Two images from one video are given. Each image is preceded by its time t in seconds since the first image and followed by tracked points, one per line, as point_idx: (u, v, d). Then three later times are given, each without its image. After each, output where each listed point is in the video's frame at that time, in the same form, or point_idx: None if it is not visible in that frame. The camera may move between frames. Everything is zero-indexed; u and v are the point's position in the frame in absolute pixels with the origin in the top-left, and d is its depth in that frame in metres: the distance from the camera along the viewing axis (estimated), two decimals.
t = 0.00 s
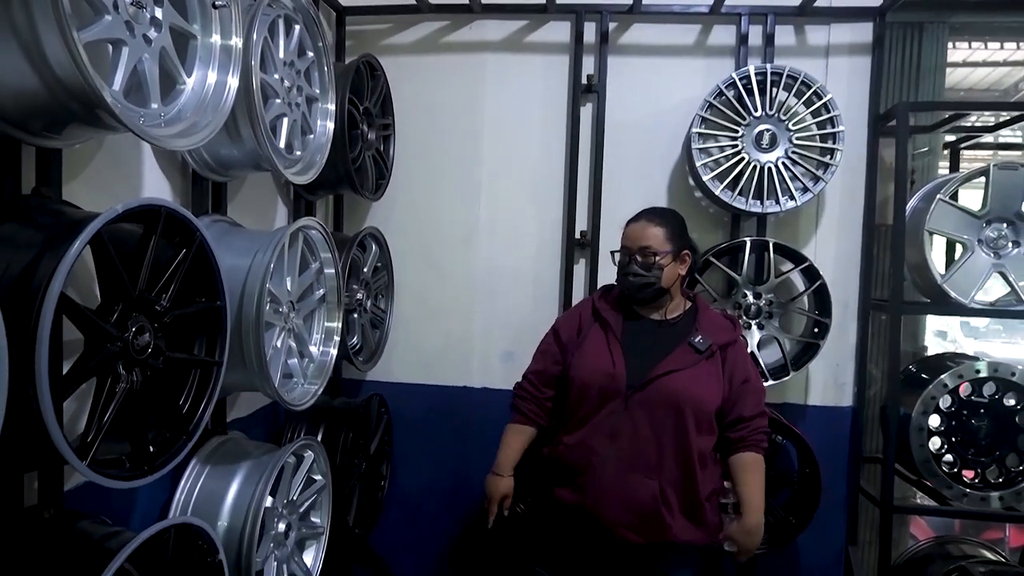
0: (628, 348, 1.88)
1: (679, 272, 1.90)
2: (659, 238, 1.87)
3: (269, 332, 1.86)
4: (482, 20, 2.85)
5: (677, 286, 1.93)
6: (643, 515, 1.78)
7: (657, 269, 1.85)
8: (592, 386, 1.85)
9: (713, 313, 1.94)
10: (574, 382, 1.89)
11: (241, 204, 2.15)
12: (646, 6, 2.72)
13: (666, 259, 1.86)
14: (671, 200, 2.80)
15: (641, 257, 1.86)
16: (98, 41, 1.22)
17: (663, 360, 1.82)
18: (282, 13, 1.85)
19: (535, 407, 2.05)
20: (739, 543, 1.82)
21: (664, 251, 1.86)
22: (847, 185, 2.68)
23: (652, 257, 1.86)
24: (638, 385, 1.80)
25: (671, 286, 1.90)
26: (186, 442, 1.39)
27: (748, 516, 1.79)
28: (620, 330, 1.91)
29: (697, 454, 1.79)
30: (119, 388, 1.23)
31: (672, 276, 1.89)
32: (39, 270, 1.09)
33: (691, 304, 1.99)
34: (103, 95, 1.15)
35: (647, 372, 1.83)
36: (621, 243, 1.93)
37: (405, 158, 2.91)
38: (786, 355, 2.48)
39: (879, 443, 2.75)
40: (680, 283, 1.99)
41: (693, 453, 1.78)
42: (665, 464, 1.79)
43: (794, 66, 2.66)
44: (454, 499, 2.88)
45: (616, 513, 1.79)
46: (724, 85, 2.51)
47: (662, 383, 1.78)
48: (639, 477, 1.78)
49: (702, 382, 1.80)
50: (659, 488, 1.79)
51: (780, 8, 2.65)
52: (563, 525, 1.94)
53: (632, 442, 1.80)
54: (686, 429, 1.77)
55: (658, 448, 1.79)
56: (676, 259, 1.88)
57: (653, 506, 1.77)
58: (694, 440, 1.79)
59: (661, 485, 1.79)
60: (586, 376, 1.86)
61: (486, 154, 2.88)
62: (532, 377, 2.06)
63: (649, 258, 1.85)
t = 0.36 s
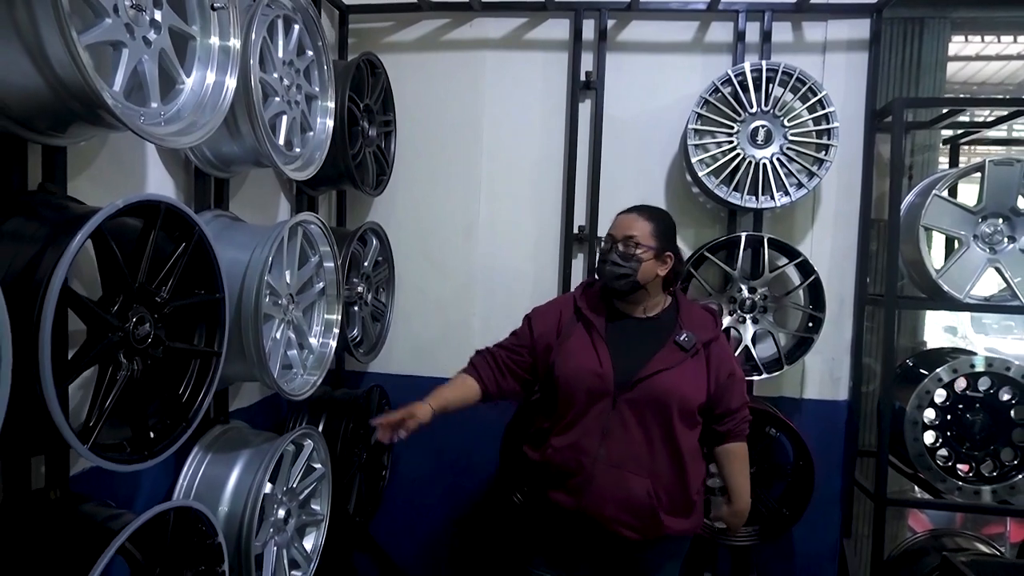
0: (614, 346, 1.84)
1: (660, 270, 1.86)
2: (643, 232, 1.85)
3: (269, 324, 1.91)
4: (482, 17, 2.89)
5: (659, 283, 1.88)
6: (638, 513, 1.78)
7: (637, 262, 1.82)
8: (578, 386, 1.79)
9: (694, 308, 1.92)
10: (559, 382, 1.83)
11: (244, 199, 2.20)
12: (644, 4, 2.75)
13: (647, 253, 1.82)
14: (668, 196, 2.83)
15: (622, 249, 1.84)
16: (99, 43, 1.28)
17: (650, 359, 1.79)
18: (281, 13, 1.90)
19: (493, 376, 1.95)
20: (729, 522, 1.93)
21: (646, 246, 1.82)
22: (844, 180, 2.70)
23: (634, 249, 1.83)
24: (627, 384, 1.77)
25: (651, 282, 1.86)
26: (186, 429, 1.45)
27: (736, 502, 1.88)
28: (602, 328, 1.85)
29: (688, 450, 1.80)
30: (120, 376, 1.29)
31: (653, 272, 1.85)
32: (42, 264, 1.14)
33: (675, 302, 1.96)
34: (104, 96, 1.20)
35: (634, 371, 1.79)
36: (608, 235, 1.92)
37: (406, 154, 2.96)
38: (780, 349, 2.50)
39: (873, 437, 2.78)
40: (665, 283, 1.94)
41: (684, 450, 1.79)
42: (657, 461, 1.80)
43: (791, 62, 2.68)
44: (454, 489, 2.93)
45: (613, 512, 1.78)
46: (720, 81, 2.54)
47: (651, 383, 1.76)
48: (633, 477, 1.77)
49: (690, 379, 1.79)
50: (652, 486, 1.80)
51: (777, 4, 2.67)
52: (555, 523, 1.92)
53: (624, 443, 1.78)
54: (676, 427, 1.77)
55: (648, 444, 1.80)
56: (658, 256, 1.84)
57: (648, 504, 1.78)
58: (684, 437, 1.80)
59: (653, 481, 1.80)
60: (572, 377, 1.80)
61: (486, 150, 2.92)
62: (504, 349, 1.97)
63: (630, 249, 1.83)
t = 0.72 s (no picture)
0: (578, 350, 1.87)
1: (623, 271, 1.89)
2: (605, 233, 1.88)
3: (281, 320, 1.97)
4: (489, 18, 2.94)
5: (622, 284, 1.93)
6: (609, 520, 1.83)
7: (597, 262, 1.85)
8: (545, 391, 1.82)
9: (659, 310, 1.98)
10: (525, 386, 1.86)
11: (257, 198, 2.27)
12: (648, 3, 2.78)
13: (607, 254, 1.85)
14: (673, 193, 2.87)
15: (584, 248, 1.87)
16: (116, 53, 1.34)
17: (617, 364, 1.83)
18: (290, 18, 1.96)
19: (445, 332, 1.95)
20: (699, 537, 1.96)
21: (607, 246, 1.86)
22: (848, 177, 2.72)
23: (595, 249, 1.86)
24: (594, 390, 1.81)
25: (613, 282, 1.89)
26: (201, 419, 1.52)
27: (705, 512, 1.92)
28: (568, 330, 1.88)
29: (654, 455, 1.85)
30: (138, 368, 1.36)
31: (616, 273, 1.88)
32: (64, 264, 1.21)
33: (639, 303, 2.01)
34: (120, 103, 1.27)
35: (601, 377, 1.83)
36: (571, 234, 1.96)
37: (415, 153, 3.02)
38: (784, 345, 2.53)
39: (878, 432, 2.79)
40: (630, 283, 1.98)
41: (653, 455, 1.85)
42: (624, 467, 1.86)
43: (794, 60, 2.70)
44: (464, 482, 2.99)
45: (585, 522, 1.82)
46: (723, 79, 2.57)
47: (618, 388, 1.80)
48: (602, 485, 1.82)
49: (655, 383, 1.84)
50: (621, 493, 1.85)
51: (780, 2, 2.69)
52: (527, 537, 1.94)
53: (590, 449, 1.82)
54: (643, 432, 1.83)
55: (614, 449, 1.85)
56: (620, 257, 1.87)
57: (619, 512, 1.82)
58: (650, 441, 1.85)
59: (621, 487, 1.85)
60: (539, 383, 1.82)
61: (493, 149, 2.97)
62: (462, 312, 1.98)
63: (591, 251, 1.86)
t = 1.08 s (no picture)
0: (544, 359, 1.82)
1: (593, 272, 1.85)
2: (571, 236, 1.83)
3: (312, 322, 2.05)
4: (513, 24, 3.00)
5: (593, 287, 1.87)
6: (561, 539, 1.75)
7: (564, 267, 1.81)
8: (507, 399, 1.77)
9: (631, 319, 1.92)
10: (488, 395, 1.81)
11: (290, 204, 2.37)
12: (668, 7, 2.81)
13: (574, 258, 1.81)
14: (696, 193, 2.89)
15: (550, 254, 1.83)
16: (158, 72, 1.44)
17: (582, 374, 1.78)
18: (319, 32, 2.05)
19: (404, 347, 1.89)
20: (661, 556, 1.85)
21: (574, 249, 1.81)
22: (872, 176, 2.71)
23: (561, 254, 1.82)
24: (557, 401, 1.76)
25: (585, 286, 1.85)
26: (237, 416, 1.60)
27: (668, 530, 1.81)
28: (534, 339, 1.83)
29: (617, 470, 1.78)
30: (179, 368, 1.45)
31: (584, 276, 1.83)
32: (111, 270, 1.30)
33: (614, 308, 1.95)
34: (160, 120, 1.36)
35: (565, 386, 1.78)
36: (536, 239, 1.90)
37: (441, 158, 3.09)
38: (806, 344, 2.54)
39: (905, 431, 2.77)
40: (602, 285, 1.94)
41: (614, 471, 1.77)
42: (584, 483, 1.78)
43: (817, 60, 2.71)
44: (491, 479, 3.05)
45: (538, 539, 1.75)
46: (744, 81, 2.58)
47: (581, 399, 1.74)
48: (558, 501, 1.75)
49: (620, 395, 1.78)
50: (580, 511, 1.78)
51: (802, 3, 2.70)
52: (485, 552, 1.88)
53: (550, 462, 1.76)
54: (607, 445, 1.76)
55: (575, 463, 1.78)
56: (589, 258, 1.83)
57: (575, 531, 1.75)
58: (614, 457, 1.78)
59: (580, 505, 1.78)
60: (501, 393, 1.78)
61: (517, 152, 3.02)
62: (426, 320, 1.93)
63: (556, 256, 1.82)
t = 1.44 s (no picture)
0: (547, 367, 1.82)
1: (600, 283, 1.84)
2: (576, 247, 1.82)
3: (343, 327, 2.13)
4: (536, 36, 3.06)
5: (602, 297, 1.86)
6: (553, 552, 1.74)
7: (571, 279, 1.80)
8: (506, 407, 1.78)
9: (643, 327, 1.88)
10: (488, 402, 1.83)
11: (321, 214, 2.47)
12: (690, 16, 2.84)
13: (580, 269, 1.80)
14: (719, 199, 2.91)
15: (555, 265, 1.82)
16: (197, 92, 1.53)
17: (584, 383, 1.76)
18: (348, 49, 2.14)
19: (412, 355, 1.94)
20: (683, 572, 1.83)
21: (579, 261, 1.80)
22: (898, 179, 2.70)
23: (567, 266, 1.81)
24: (557, 409, 1.75)
25: (592, 297, 1.84)
26: (272, 417, 1.69)
27: (691, 548, 1.78)
28: (537, 348, 1.83)
29: (616, 484, 1.75)
30: (217, 371, 1.53)
31: (591, 287, 1.83)
32: (155, 278, 1.39)
33: (626, 315, 1.93)
34: (198, 138, 1.45)
35: (566, 396, 1.76)
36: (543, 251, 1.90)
37: (467, 167, 3.16)
38: (831, 348, 2.54)
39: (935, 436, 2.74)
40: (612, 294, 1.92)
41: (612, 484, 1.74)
42: (580, 496, 1.76)
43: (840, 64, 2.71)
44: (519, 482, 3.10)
45: (527, 550, 1.75)
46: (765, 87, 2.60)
47: (581, 409, 1.73)
48: (549, 513, 1.74)
49: (623, 407, 1.75)
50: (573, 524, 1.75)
51: (824, 8, 2.70)
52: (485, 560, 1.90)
53: (543, 472, 1.76)
54: (606, 457, 1.74)
55: (573, 475, 1.76)
56: (595, 269, 1.82)
57: (563, 545, 1.73)
58: (614, 470, 1.75)
59: (574, 518, 1.76)
60: (500, 400, 1.79)
61: (542, 161, 3.08)
62: (433, 328, 1.97)
63: (562, 268, 1.81)
